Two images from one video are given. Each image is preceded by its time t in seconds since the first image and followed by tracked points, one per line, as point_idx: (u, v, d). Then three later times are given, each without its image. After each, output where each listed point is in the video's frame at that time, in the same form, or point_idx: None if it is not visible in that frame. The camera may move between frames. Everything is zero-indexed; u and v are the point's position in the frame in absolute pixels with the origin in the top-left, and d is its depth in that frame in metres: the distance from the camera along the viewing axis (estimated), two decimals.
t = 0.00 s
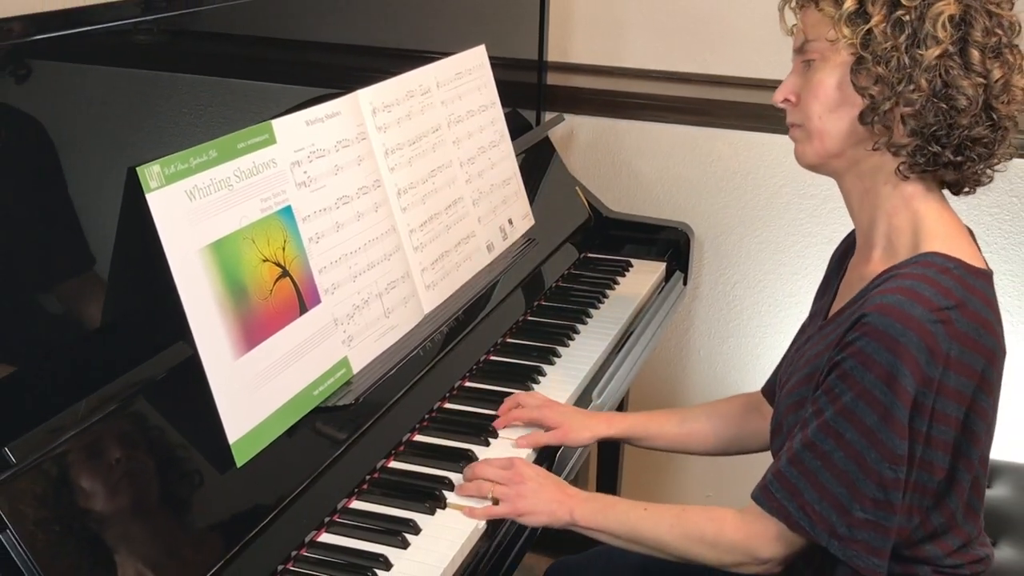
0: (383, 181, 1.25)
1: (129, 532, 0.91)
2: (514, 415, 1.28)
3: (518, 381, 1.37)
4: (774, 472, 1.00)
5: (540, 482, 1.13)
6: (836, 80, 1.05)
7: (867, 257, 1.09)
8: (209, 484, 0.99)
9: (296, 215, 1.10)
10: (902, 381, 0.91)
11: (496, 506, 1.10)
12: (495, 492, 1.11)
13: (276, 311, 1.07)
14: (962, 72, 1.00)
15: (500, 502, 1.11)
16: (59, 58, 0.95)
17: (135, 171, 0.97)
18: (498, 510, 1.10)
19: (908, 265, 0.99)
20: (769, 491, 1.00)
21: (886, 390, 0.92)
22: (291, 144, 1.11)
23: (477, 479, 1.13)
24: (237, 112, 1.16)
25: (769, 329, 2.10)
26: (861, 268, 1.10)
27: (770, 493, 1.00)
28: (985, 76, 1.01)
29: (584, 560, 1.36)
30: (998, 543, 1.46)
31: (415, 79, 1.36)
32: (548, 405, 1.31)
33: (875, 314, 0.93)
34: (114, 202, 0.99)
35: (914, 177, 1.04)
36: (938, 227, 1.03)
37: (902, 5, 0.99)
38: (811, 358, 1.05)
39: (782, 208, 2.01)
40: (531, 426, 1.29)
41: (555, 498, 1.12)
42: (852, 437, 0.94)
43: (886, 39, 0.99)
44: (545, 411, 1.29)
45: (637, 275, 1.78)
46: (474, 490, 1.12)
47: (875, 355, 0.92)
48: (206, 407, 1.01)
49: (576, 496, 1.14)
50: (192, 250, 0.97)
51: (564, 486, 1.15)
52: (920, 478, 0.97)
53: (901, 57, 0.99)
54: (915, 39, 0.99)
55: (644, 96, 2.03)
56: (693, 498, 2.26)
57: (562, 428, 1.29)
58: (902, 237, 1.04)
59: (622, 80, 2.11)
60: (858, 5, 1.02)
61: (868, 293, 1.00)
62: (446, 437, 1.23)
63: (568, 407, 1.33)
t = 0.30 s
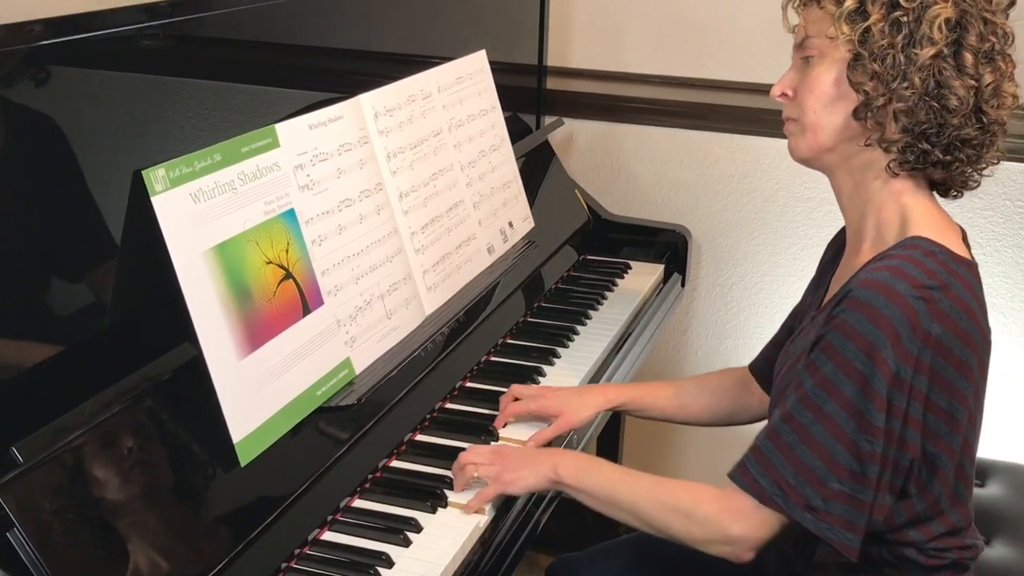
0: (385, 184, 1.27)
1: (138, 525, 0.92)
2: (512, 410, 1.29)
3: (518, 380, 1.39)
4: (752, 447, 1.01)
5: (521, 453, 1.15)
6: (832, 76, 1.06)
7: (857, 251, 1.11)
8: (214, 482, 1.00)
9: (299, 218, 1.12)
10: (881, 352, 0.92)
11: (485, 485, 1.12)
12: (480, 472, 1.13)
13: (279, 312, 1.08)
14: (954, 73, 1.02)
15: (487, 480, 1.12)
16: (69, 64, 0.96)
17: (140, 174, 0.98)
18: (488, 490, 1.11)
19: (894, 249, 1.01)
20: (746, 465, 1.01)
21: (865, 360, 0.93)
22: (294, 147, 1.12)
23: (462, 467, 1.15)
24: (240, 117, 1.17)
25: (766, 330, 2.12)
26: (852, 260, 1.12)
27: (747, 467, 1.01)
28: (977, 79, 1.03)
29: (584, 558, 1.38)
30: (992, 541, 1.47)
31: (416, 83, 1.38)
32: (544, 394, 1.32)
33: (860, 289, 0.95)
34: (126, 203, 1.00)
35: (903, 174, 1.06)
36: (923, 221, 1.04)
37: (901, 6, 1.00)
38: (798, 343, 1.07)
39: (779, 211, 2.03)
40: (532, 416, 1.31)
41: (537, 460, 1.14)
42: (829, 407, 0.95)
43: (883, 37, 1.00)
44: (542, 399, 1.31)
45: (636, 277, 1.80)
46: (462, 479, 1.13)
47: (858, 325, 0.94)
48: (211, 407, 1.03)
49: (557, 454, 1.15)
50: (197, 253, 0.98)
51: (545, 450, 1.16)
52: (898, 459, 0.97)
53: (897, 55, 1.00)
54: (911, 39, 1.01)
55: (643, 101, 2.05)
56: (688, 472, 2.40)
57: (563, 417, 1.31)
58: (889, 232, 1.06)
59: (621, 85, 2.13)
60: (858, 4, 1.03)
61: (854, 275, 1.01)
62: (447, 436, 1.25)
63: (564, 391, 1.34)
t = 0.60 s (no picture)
0: (387, 188, 1.28)
1: (146, 518, 0.93)
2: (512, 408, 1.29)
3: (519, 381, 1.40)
4: (710, 409, 1.02)
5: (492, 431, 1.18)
6: (824, 73, 1.08)
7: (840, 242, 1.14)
8: (219, 481, 1.01)
9: (302, 220, 1.13)
10: (846, 325, 0.93)
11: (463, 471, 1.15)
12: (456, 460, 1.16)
13: (282, 314, 1.10)
14: (939, 73, 1.03)
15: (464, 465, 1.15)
16: (84, 67, 0.97)
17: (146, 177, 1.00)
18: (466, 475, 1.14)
19: (872, 235, 1.02)
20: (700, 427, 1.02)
21: (828, 330, 0.94)
22: (297, 151, 1.14)
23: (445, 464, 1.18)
24: (244, 121, 1.19)
25: (761, 332, 2.13)
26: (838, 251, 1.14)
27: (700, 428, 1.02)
28: (962, 79, 1.04)
29: (584, 556, 1.39)
30: (986, 540, 1.48)
31: (418, 88, 1.39)
32: (542, 392, 1.33)
33: (836, 268, 0.96)
34: (136, 205, 1.02)
35: (888, 170, 1.08)
36: (904, 215, 1.05)
37: (890, 7, 1.02)
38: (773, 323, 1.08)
39: (775, 214, 2.04)
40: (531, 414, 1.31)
41: (502, 430, 1.16)
42: (786, 373, 0.95)
43: (871, 36, 1.02)
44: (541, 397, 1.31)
45: (635, 278, 1.81)
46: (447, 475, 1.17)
47: (826, 298, 0.95)
48: (216, 408, 1.04)
49: (519, 418, 1.17)
50: (201, 254, 1.00)
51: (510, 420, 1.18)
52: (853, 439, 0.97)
53: (885, 53, 1.02)
54: (899, 38, 1.02)
55: (642, 105, 2.07)
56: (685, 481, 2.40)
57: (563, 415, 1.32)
58: (869, 221, 1.08)
59: (620, 89, 2.15)
60: (849, 5, 1.05)
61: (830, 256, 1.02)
62: (448, 435, 1.27)
63: (560, 389, 1.35)
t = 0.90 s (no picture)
0: (389, 190, 1.30)
1: (153, 515, 0.95)
2: (514, 413, 1.32)
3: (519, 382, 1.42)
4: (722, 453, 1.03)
5: (512, 460, 1.17)
6: (801, 82, 1.10)
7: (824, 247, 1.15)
8: (224, 480, 1.03)
9: (305, 223, 1.15)
10: (833, 350, 0.95)
11: (468, 486, 1.15)
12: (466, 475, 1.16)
13: (286, 316, 1.11)
14: (914, 74, 1.05)
15: (472, 482, 1.15)
16: (94, 72, 0.99)
17: (151, 181, 1.01)
18: (470, 489, 1.15)
19: (848, 249, 1.03)
20: (717, 472, 1.04)
21: (819, 360, 0.95)
22: (301, 155, 1.15)
23: (452, 465, 1.18)
24: (247, 125, 1.20)
25: (758, 332, 2.15)
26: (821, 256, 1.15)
27: (717, 474, 1.03)
28: (936, 81, 1.06)
29: (584, 555, 1.40)
30: (979, 538, 1.50)
31: (420, 92, 1.41)
32: (546, 400, 1.35)
33: (811, 292, 0.98)
34: (144, 208, 1.04)
35: (868, 173, 1.09)
36: (880, 217, 1.07)
37: (862, 14, 1.05)
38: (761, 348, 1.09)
39: (771, 218, 2.06)
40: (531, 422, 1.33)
41: (526, 470, 1.16)
42: (790, 409, 0.97)
43: (844, 43, 1.05)
44: (543, 405, 1.33)
45: (633, 280, 1.83)
46: (449, 477, 1.17)
47: (810, 328, 0.96)
48: (220, 407, 1.05)
49: (548, 467, 1.16)
50: (205, 256, 1.01)
51: (537, 461, 1.18)
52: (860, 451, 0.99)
53: (859, 58, 1.04)
54: (873, 43, 1.04)
55: (640, 110, 2.08)
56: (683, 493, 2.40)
57: (562, 421, 1.33)
58: (849, 226, 1.09)
59: (619, 93, 2.16)
60: (822, 14, 1.07)
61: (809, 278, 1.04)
62: (449, 434, 1.28)
63: (564, 400, 1.38)
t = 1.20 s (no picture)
0: (390, 193, 1.31)
1: (159, 511, 0.96)
2: (518, 417, 1.33)
3: (519, 382, 1.44)
4: (732, 480, 1.06)
5: (542, 485, 1.18)
6: (785, 98, 1.12)
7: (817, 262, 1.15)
8: (229, 478, 1.04)
9: (308, 225, 1.16)
10: (838, 381, 0.96)
11: (498, 504, 1.16)
12: (498, 492, 1.17)
13: (289, 317, 1.13)
14: (898, 84, 1.06)
15: (502, 500, 1.16)
16: (102, 77, 1.01)
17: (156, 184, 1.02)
18: (501, 507, 1.15)
19: (843, 271, 1.04)
20: (728, 498, 1.06)
21: (825, 392, 0.97)
22: (304, 158, 1.17)
23: (481, 477, 1.18)
24: (250, 129, 1.22)
25: (755, 333, 2.17)
26: (813, 268, 1.17)
27: (729, 500, 1.06)
28: (920, 87, 1.07)
29: (582, 554, 1.42)
30: (973, 537, 1.51)
31: (421, 97, 1.42)
32: (549, 406, 1.37)
33: (809, 321, 0.99)
34: (150, 210, 1.05)
35: (861, 184, 1.11)
36: (875, 229, 1.08)
37: (840, 26, 1.06)
38: (761, 369, 1.11)
39: (768, 221, 2.07)
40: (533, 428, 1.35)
41: (555, 501, 1.17)
42: (801, 440, 0.99)
43: (824, 57, 1.06)
44: (546, 411, 1.35)
45: (632, 281, 1.85)
46: (477, 489, 1.17)
47: (814, 360, 0.98)
48: (224, 407, 1.07)
49: (574, 500, 1.18)
50: (210, 258, 1.03)
51: (562, 489, 1.19)
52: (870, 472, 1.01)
53: (840, 72, 1.05)
54: (854, 55, 1.06)
55: (638, 113, 2.10)
56: (682, 495, 2.41)
57: (561, 427, 1.35)
58: (843, 241, 1.11)
59: (618, 97, 2.18)
60: (801, 28, 1.09)
61: (805, 301, 1.05)
62: (450, 434, 1.30)
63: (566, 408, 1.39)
